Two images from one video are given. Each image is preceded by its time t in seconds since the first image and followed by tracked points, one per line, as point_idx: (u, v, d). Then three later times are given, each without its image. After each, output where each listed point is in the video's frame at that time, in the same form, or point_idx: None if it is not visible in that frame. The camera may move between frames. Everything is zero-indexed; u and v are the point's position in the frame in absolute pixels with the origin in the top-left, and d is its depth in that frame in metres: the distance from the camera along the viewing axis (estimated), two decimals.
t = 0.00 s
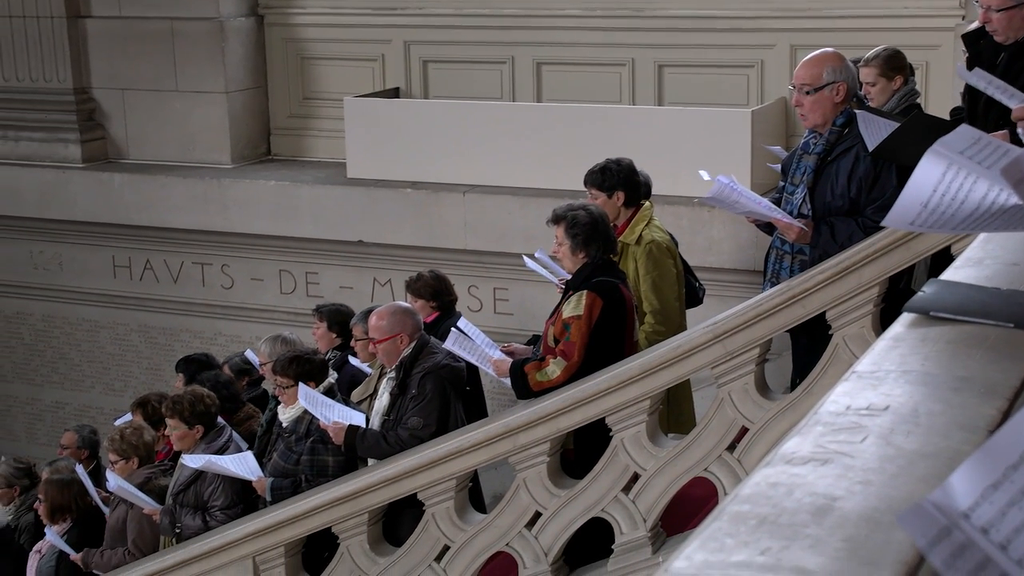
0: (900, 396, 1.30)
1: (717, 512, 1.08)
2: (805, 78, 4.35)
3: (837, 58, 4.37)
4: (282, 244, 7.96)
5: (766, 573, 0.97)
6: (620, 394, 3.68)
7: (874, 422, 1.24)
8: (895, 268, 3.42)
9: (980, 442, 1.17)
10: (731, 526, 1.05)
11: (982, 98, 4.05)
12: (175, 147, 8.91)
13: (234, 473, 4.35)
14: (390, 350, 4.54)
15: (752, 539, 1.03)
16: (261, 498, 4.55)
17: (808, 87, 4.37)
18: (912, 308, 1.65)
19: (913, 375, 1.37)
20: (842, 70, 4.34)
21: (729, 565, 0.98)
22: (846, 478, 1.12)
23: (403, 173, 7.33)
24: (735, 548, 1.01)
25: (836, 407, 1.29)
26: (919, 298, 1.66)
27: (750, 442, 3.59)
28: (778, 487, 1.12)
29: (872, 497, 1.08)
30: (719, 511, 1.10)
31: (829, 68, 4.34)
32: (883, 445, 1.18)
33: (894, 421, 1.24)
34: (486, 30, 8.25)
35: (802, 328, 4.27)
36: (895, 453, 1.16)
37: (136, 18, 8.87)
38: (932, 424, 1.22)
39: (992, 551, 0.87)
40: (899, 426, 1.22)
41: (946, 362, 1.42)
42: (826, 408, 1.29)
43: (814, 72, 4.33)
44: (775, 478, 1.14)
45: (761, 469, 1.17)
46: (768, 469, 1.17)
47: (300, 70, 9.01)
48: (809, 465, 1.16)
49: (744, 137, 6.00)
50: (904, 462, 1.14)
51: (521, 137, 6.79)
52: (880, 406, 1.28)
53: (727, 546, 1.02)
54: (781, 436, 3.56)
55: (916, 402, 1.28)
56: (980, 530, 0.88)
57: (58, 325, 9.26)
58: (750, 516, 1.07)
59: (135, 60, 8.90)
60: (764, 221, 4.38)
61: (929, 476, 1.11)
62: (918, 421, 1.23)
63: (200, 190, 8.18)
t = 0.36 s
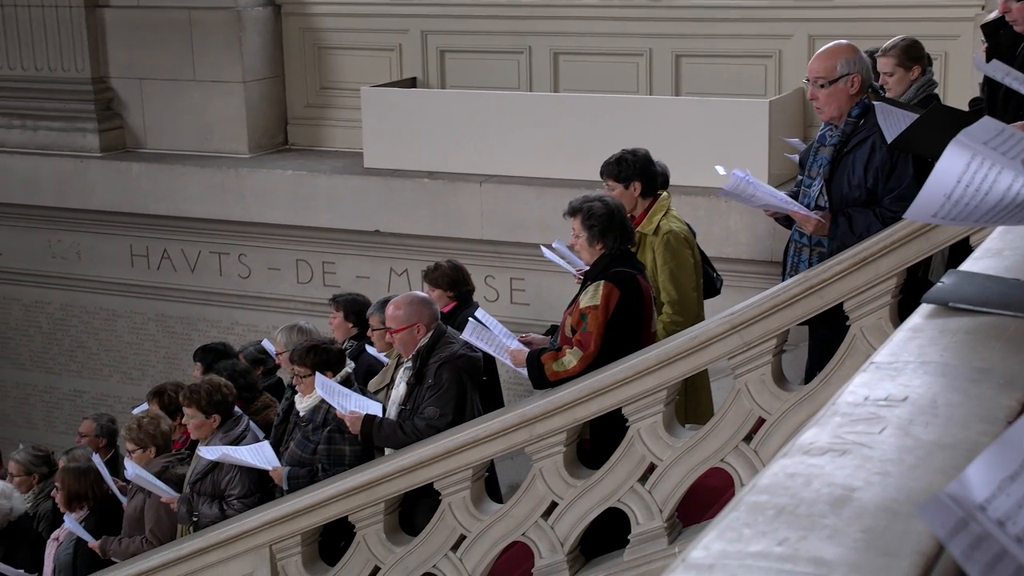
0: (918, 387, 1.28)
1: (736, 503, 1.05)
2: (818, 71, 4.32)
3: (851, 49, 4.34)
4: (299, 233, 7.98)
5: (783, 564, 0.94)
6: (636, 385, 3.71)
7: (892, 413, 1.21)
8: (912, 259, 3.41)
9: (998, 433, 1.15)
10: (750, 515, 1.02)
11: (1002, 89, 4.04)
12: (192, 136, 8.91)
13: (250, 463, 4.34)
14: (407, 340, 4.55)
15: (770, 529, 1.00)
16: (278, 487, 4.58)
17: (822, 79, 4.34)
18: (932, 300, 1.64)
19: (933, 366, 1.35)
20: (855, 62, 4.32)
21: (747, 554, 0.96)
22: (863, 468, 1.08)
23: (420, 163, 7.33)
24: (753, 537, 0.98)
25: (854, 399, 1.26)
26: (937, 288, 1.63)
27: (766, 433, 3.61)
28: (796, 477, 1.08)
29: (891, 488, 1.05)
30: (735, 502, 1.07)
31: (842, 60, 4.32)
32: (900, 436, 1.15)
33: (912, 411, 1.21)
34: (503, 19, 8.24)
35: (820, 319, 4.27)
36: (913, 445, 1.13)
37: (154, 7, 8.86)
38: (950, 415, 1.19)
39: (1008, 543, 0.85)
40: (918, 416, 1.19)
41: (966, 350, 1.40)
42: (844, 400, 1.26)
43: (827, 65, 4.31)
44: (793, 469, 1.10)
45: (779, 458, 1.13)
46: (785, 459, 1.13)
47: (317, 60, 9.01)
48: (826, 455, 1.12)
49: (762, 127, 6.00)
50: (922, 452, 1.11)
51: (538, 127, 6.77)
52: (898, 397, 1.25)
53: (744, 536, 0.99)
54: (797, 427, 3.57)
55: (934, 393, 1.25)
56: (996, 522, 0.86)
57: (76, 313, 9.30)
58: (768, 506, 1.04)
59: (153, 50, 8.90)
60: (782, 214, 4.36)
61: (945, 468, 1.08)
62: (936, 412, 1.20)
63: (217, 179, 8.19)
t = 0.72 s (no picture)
0: (938, 376, 1.13)
1: (751, 493, 0.91)
2: (839, 61, 4.31)
3: (872, 39, 4.31)
4: (317, 224, 7.99)
5: (800, 556, 0.81)
6: (653, 376, 3.74)
7: (911, 404, 1.06)
8: (930, 251, 3.43)
9: None
10: (766, 507, 0.89)
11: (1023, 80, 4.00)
12: (209, 127, 8.90)
13: (266, 451, 4.34)
14: (423, 331, 4.54)
15: (787, 519, 0.86)
16: (295, 476, 4.59)
17: (842, 69, 4.32)
18: (948, 291, 1.54)
19: (951, 358, 1.19)
20: (877, 51, 4.29)
21: (764, 548, 0.83)
22: (883, 459, 0.94)
23: (437, 154, 7.32)
24: (770, 529, 0.85)
25: (872, 389, 1.11)
26: (955, 281, 1.55)
27: (783, 424, 3.62)
28: (812, 469, 0.94)
29: (911, 480, 0.91)
30: (747, 495, 0.93)
31: (863, 49, 4.29)
32: (919, 428, 1.00)
33: (931, 402, 1.06)
34: (520, 9, 8.22)
35: (837, 311, 4.27)
36: (936, 437, 0.98)
37: None
38: (973, 406, 1.04)
39: None
40: (937, 407, 1.04)
41: (984, 345, 1.25)
42: (861, 390, 1.11)
43: (848, 55, 4.28)
44: (808, 460, 0.96)
45: (791, 451, 0.99)
46: (799, 451, 0.99)
47: (334, 50, 8.99)
48: (843, 446, 0.98)
49: (780, 117, 6.00)
50: (941, 445, 0.97)
51: (554, 118, 6.76)
52: (918, 387, 1.10)
53: (762, 527, 0.86)
54: (814, 419, 3.58)
55: (956, 384, 1.10)
56: (1020, 511, 0.74)
57: (94, 303, 9.34)
58: (785, 497, 0.90)
59: (172, 41, 8.91)
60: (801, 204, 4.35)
61: (967, 461, 0.94)
62: (954, 404, 1.05)
63: (233, 169, 8.19)
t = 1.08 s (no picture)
0: (959, 370, 1.15)
1: (773, 484, 0.95)
2: (863, 52, 4.29)
3: (896, 30, 4.29)
4: (338, 214, 8.00)
5: (822, 546, 0.85)
6: (672, 367, 3.74)
7: (933, 396, 1.09)
8: (952, 242, 3.41)
9: None
10: (787, 497, 0.92)
11: None
12: (229, 117, 8.92)
13: (287, 442, 4.32)
14: (442, 321, 4.54)
15: (808, 510, 0.90)
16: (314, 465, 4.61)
17: (866, 61, 4.31)
18: (971, 282, 1.53)
19: (974, 352, 1.21)
20: (900, 43, 4.27)
21: (785, 537, 0.87)
22: (903, 451, 0.97)
23: (457, 144, 7.32)
24: (791, 518, 0.89)
25: (892, 380, 1.14)
26: (978, 271, 1.54)
27: (802, 416, 3.61)
28: (834, 460, 0.97)
29: (932, 470, 0.94)
30: (770, 485, 0.97)
31: (887, 41, 4.27)
32: (941, 419, 1.03)
33: (953, 395, 1.09)
34: None
35: (857, 302, 4.26)
36: (954, 428, 1.01)
37: None
38: (992, 398, 1.06)
39: None
40: (959, 398, 1.07)
41: (1008, 337, 1.26)
42: (882, 382, 1.14)
43: (872, 46, 4.27)
44: (831, 451, 0.99)
45: (815, 442, 1.02)
46: (822, 442, 1.02)
47: (353, 40, 8.97)
48: (865, 438, 1.01)
49: (801, 109, 5.96)
50: (963, 436, 0.99)
51: (574, 107, 6.73)
52: (938, 380, 1.13)
53: (784, 517, 0.89)
54: (834, 410, 3.57)
55: (976, 377, 1.13)
56: None
57: (115, 292, 9.39)
58: (806, 487, 0.93)
59: (192, 30, 8.91)
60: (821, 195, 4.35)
61: (984, 450, 0.96)
62: (974, 397, 1.07)
63: (254, 159, 8.21)
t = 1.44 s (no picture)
0: (978, 360, 1.14)
1: (791, 476, 0.94)
2: (881, 42, 4.26)
3: (915, 19, 4.26)
4: (356, 204, 8.01)
5: (840, 537, 0.84)
6: (689, 358, 3.73)
7: (952, 386, 1.08)
8: (971, 233, 3.40)
9: None
10: (805, 489, 0.91)
11: None
12: (247, 107, 8.93)
13: (303, 431, 4.34)
14: (458, 312, 4.54)
15: (826, 501, 0.89)
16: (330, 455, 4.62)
17: (884, 51, 4.28)
18: (991, 275, 1.51)
19: (996, 342, 1.20)
20: (920, 33, 4.24)
21: (803, 528, 0.85)
22: (921, 442, 0.96)
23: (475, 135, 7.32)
24: (808, 511, 0.88)
25: (910, 372, 1.12)
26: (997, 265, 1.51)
27: (819, 407, 3.61)
28: (853, 451, 0.96)
29: (953, 461, 0.93)
30: (787, 476, 0.96)
31: (905, 30, 4.24)
32: (961, 410, 1.02)
33: (973, 385, 1.08)
34: None
35: (875, 293, 4.25)
36: (972, 422, 0.99)
37: None
38: (1014, 389, 1.05)
39: None
40: (979, 390, 1.06)
41: None
42: (900, 373, 1.12)
43: (890, 36, 4.23)
44: (849, 441, 0.98)
45: (832, 432, 1.01)
46: (839, 433, 1.00)
47: (371, 31, 8.96)
48: (884, 428, 0.99)
49: (819, 100, 5.93)
50: (983, 428, 0.98)
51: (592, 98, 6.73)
52: (959, 370, 1.12)
53: (800, 509, 0.88)
54: (852, 402, 3.56)
55: (996, 368, 1.12)
56: None
57: (132, 282, 9.44)
58: (824, 479, 0.92)
59: (210, 20, 8.92)
60: (839, 186, 4.34)
61: (1005, 443, 0.96)
62: (995, 388, 1.06)
63: (272, 149, 8.22)
